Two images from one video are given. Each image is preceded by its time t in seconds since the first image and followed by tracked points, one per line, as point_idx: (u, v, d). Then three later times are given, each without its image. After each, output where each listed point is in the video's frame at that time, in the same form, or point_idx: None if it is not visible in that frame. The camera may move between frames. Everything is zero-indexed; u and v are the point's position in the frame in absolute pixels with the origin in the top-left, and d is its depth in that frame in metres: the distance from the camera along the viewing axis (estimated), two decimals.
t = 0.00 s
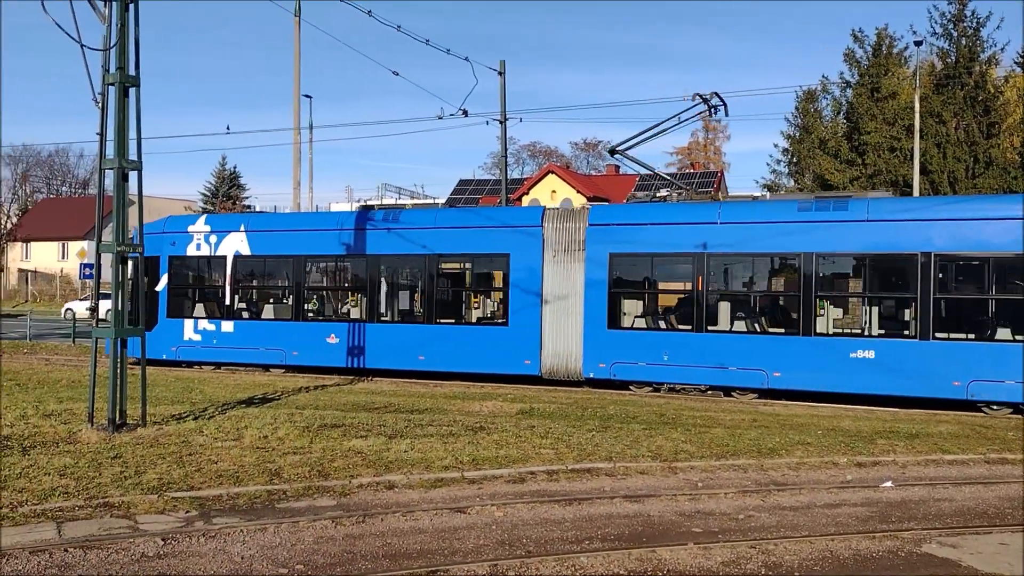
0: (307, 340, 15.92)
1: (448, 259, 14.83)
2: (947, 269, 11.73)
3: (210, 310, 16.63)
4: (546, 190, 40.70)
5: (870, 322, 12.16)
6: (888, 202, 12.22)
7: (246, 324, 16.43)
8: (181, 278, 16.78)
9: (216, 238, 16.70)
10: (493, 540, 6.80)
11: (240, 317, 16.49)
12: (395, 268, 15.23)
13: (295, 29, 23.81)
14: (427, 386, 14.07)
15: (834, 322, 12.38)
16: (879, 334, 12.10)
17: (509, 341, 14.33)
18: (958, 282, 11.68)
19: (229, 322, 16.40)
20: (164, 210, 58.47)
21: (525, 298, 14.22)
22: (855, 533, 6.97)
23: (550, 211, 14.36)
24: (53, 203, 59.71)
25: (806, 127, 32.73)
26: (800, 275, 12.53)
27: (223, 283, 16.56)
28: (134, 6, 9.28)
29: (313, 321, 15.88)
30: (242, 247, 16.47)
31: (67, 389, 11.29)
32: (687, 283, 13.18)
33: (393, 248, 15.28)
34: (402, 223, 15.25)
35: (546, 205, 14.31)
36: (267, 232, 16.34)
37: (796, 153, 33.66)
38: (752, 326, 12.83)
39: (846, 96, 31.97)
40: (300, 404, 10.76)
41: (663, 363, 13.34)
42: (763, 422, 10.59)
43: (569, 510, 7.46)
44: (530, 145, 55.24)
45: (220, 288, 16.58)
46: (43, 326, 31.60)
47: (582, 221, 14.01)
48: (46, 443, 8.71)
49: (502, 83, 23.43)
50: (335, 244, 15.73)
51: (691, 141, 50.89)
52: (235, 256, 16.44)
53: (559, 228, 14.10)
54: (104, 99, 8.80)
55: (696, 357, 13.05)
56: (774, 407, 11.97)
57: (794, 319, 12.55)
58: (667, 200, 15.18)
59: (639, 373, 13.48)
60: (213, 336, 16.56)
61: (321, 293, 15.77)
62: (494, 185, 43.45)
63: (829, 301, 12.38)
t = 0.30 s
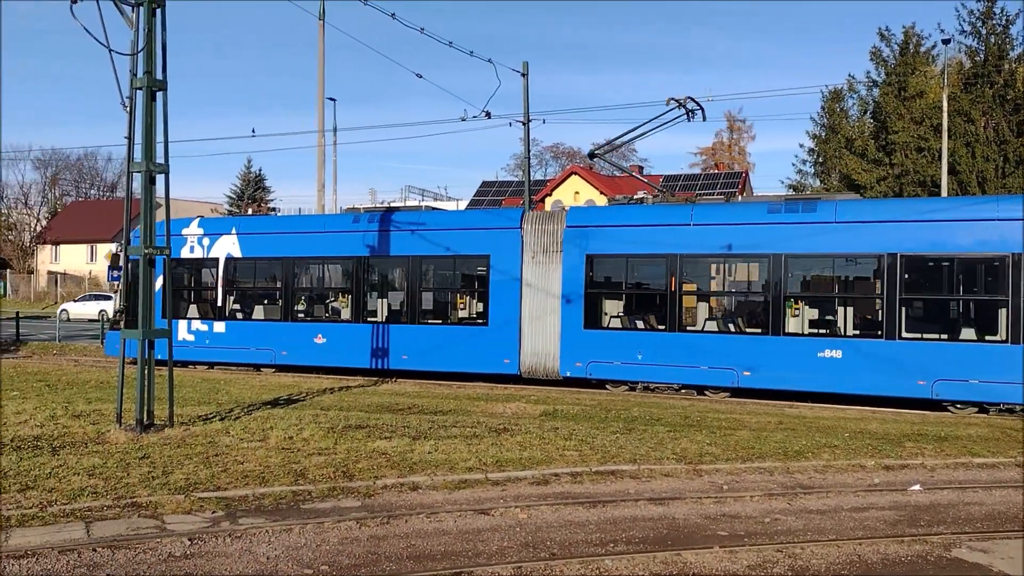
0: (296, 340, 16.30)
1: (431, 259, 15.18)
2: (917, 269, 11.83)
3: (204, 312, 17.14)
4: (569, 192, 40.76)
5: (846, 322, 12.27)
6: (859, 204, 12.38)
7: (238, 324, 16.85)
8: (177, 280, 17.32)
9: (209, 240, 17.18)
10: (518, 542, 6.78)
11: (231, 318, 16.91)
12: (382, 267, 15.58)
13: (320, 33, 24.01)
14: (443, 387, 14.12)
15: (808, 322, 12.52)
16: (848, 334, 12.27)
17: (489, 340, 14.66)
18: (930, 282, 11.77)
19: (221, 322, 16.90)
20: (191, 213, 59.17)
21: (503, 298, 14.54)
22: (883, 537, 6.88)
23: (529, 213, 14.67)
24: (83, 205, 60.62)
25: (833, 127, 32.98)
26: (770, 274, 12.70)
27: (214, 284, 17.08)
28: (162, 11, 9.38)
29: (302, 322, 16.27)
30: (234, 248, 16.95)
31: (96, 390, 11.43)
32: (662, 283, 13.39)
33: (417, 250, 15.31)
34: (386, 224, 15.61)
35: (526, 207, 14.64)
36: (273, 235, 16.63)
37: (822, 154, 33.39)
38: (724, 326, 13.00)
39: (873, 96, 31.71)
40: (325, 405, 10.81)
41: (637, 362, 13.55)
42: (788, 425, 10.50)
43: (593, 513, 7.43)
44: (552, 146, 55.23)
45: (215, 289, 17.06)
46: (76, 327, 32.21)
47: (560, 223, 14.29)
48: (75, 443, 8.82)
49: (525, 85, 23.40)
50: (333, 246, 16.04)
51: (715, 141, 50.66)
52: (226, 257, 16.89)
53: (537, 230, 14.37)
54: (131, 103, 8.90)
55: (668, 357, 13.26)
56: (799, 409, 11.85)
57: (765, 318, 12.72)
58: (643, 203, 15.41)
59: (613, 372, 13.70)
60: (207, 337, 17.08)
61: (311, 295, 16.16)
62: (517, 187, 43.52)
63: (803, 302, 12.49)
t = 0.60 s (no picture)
0: (285, 340, 16.71)
1: (412, 261, 15.59)
2: (879, 270, 12.21)
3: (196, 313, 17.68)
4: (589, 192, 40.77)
5: (818, 324, 12.60)
6: (824, 208, 12.76)
7: (230, 324, 17.22)
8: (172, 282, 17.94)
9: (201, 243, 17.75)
10: (539, 544, 6.78)
11: (223, 318, 17.26)
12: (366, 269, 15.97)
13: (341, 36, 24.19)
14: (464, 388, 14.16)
15: (781, 322, 12.89)
16: (813, 334, 12.65)
17: (468, 341, 15.06)
18: (891, 283, 12.16)
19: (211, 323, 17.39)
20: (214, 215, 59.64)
21: (483, 299, 14.94)
22: (908, 540, 6.80)
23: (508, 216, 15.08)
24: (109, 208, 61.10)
25: (856, 126, 32.32)
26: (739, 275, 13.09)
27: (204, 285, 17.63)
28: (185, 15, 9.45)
29: (289, 322, 16.71)
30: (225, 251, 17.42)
31: (121, 391, 11.54)
32: (635, 285, 13.83)
33: (438, 252, 15.36)
34: (369, 227, 16.05)
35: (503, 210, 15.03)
36: (289, 236, 16.82)
37: (845, 154, 33.12)
38: (695, 326, 13.38)
39: (897, 95, 31.40)
40: (347, 406, 10.85)
41: (611, 361, 13.97)
42: (812, 427, 10.42)
43: (615, 515, 7.41)
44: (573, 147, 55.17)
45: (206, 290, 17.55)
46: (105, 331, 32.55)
47: (538, 226, 14.72)
48: (101, 443, 8.92)
49: (545, 86, 23.43)
50: (329, 249, 16.36)
51: (737, 142, 50.40)
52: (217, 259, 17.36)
53: (516, 233, 14.79)
54: (156, 107, 8.98)
55: (641, 356, 13.67)
56: (824, 411, 11.75)
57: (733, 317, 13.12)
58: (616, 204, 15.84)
59: (588, 371, 14.12)
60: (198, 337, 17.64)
61: (297, 295, 16.61)
62: (537, 189, 43.52)
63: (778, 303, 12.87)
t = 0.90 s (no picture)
0: (278, 341, 17.18)
1: (398, 263, 15.98)
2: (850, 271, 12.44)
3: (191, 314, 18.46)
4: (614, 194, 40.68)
5: (796, 324, 12.81)
6: (803, 210, 12.96)
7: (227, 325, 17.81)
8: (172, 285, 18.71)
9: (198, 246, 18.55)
10: (564, 546, 6.76)
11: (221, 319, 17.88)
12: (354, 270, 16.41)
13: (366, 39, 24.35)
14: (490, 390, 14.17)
15: (760, 323, 13.09)
16: (785, 334, 12.89)
17: (452, 341, 15.40)
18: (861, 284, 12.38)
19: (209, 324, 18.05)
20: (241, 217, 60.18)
21: (465, 300, 15.31)
22: (937, 545, 6.72)
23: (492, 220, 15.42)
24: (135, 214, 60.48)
25: (884, 126, 31.98)
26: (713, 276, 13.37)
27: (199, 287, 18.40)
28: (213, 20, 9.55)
29: (282, 322, 17.17)
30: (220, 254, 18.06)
31: (149, 391, 11.68)
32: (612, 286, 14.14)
33: (463, 254, 15.39)
34: (357, 229, 16.47)
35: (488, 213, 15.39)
36: (286, 239, 17.28)
37: (873, 154, 32.77)
38: (671, 327, 13.65)
39: (926, 95, 31.03)
40: (372, 407, 10.90)
41: (589, 361, 14.28)
42: (840, 430, 10.32)
43: (640, 517, 7.38)
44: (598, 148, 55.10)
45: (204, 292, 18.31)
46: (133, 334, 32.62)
47: (520, 229, 15.07)
48: (130, 443, 9.02)
49: (570, 87, 23.41)
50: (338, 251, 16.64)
51: (763, 142, 50.09)
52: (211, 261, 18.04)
53: (499, 235, 15.16)
54: (184, 110, 9.08)
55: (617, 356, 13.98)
56: (851, 414, 11.64)
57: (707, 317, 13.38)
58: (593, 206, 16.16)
59: (567, 371, 14.43)
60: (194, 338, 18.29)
61: (290, 296, 17.08)
62: (561, 190, 43.56)
63: (755, 303, 13.08)
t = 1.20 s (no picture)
0: (278, 340, 17.68)
1: (429, 264, 16.05)
2: (826, 272, 12.71)
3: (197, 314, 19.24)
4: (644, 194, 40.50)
5: (780, 324, 13.04)
6: (782, 211, 13.21)
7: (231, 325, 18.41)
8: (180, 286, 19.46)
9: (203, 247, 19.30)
10: (594, 548, 6.75)
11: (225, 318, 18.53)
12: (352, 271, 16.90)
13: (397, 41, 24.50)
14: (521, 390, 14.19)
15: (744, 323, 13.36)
16: (766, 335, 13.15)
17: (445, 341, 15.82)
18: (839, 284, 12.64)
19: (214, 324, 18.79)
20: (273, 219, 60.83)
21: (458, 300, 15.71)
22: (975, 551, 6.61)
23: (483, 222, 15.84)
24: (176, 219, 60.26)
25: (919, 125, 31.57)
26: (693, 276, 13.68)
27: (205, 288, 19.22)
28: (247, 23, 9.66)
29: (283, 323, 17.69)
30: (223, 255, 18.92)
31: (184, 390, 11.83)
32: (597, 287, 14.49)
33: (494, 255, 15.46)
34: (354, 231, 16.95)
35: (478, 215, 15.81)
36: (289, 240, 17.78)
37: (908, 154, 32.29)
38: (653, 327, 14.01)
39: (962, 94, 30.56)
40: (403, 407, 10.96)
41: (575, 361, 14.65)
42: (874, 433, 10.20)
43: (671, 520, 7.34)
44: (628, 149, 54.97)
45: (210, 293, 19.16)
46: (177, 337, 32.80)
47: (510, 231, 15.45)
48: (165, 441, 9.14)
49: (601, 88, 23.34)
50: (365, 252, 16.79)
51: (796, 142, 49.65)
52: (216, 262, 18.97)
53: (489, 237, 15.57)
54: (219, 113, 9.18)
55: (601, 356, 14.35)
56: (885, 417, 11.52)
57: (688, 317, 13.70)
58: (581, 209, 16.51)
59: (554, 370, 14.82)
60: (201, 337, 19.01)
61: (291, 297, 17.58)
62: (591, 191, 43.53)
63: (740, 304, 13.34)
